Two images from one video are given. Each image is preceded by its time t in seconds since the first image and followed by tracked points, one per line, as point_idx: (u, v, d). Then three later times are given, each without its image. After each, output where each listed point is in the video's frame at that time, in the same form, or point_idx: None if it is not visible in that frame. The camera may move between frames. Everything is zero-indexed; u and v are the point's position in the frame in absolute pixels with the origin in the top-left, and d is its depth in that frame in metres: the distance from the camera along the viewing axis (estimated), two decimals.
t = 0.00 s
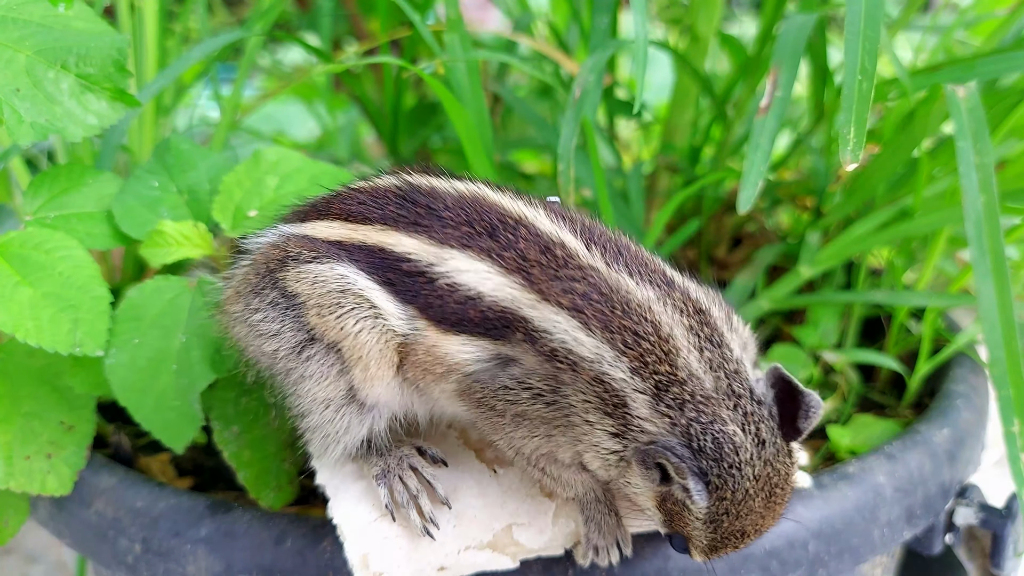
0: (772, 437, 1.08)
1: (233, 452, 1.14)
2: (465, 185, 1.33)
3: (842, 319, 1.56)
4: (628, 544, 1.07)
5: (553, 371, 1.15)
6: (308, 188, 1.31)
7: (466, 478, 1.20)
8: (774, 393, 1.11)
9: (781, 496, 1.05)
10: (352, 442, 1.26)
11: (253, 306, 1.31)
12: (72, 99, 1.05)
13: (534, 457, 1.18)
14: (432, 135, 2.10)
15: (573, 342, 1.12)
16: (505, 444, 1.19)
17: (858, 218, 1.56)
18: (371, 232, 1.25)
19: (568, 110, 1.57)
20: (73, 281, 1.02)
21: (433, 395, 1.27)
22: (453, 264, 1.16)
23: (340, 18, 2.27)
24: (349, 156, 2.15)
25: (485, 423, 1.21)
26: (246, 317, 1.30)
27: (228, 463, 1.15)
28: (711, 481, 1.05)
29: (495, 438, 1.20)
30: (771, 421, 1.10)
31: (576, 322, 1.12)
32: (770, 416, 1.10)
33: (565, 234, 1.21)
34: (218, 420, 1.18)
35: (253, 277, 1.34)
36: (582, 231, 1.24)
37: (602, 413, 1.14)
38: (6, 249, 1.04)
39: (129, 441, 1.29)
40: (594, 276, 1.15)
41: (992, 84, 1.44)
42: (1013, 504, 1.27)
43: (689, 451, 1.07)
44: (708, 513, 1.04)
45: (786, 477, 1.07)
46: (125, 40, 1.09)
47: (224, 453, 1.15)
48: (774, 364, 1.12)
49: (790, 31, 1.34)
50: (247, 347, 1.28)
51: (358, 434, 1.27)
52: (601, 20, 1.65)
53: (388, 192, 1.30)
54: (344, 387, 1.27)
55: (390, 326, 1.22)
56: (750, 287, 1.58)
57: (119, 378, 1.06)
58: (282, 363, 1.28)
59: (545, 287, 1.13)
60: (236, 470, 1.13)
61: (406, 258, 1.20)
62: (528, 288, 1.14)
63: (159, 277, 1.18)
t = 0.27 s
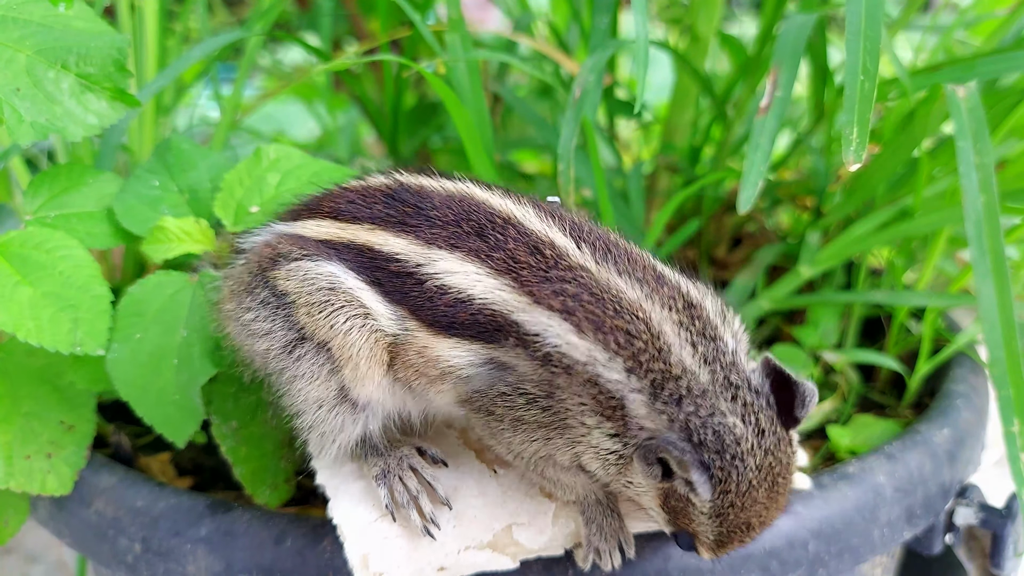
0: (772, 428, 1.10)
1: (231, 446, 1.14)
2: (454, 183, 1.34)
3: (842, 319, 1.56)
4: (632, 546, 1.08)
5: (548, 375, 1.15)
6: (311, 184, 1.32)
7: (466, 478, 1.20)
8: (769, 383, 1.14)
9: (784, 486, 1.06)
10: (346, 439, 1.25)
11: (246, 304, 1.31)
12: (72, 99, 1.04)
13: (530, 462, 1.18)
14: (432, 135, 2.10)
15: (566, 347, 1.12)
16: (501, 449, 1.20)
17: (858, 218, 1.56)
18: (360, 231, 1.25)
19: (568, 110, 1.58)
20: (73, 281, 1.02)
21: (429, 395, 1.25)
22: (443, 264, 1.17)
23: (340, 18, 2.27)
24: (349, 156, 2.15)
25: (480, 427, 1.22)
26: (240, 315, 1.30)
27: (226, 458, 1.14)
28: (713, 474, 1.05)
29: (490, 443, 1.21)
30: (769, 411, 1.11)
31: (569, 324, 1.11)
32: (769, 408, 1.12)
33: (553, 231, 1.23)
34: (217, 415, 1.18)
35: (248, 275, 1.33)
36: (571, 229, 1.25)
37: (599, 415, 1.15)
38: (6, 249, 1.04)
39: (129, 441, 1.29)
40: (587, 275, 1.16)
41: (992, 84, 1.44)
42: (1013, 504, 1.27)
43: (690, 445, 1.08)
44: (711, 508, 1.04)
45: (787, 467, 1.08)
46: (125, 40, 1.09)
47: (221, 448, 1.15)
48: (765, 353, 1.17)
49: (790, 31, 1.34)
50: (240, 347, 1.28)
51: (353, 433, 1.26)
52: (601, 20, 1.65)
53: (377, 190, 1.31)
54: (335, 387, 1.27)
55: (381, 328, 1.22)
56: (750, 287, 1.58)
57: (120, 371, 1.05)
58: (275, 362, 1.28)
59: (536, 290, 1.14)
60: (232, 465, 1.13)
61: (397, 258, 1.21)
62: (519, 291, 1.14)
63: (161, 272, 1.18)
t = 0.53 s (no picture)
0: (809, 413, 1.14)
1: (229, 451, 1.13)
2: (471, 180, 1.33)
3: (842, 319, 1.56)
4: (634, 549, 1.07)
5: (587, 349, 1.16)
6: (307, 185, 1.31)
7: (468, 480, 1.19)
8: (803, 374, 1.19)
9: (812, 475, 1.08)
10: (353, 440, 1.28)
11: (257, 302, 1.31)
12: (71, 99, 1.04)
13: (556, 444, 1.19)
14: (432, 135, 2.10)
15: (609, 318, 1.13)
16: (526, 433, 1.19)
17: (858, 218, 1.56)
18: (379, 231, 1.23)
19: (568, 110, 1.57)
20: (72, 281, 1.02)
21: (449, 392, 1.28)
22: (473, 255, 1.18)
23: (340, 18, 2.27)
24: (349, 156, 2.15)
25: (508, 413, 1.21)
26: (249, 314, 1.31)
27: (223, 461, 1.14)
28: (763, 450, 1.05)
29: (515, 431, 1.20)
30: (806, 399, 1.15)
31: (610, 297, 1.13)
32: (805, 393, 1.16)
33: (580, 217, 1.23)
34: (215, 419, 1.16)
35: (258, 273, 1.34)
36: (597, 216, 1.25)
37: (641, 383, 1.15)
38: (5, 249, 1.04)
39: (129, 441, 1.29)
40: (620, 257, 1.17)
41: (992, 84, 1.44)
42: (1013, 504, 1.27)
43: (735, 419, 1.08)
44: (750, 491, 1.05)
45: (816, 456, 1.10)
46: (125, 40, 1.09)
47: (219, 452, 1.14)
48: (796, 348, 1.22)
49: (790, 31, 1.34)
50: (251, 343, 1.29)
51: (359, 433, 1.30)
52: (601, 20, 1.64)
53: (398, 191, 1.29)
54: (349, 385, 1.30)
55: (403, 324, 1.24)
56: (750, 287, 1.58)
57: (118, 378, 1.06)
58: (286, 363, 1.30)
59: (572, 271, 1.15)
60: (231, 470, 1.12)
61: (422, 256, 1.20)
62: (554, 273, 1.15)
63: (156, 275, 1.18)
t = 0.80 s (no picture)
0: (795, 378, 1.15)
1: (232, 449, 1.13)
2: (461, 173, 1.35)
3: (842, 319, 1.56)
4: (637, 546, 1.08)
5: (573, 334, 1.20)
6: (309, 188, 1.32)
7: (467, 479, 1.19)
8: (792, 341, 1.22)
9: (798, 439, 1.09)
10: (348, 438, 1.26)
11: (248, 305, 1.30)
12: (72, 99, 1.04)
13: (552, 437, 1.21)
14: (432, 135, 2.10)
15: (596, 302, 1.18)
16: (519, 424, 1.21)
17: (858, 218, 1.56)
18: (365, 226, 1.26)
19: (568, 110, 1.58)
20: (73, 281, 1.02)
21: (440, 389, 1.28)
22: (459, 248, 1.19)
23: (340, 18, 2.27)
24: (349, 157, 2.15)
25: (499, 411, 1.23)
26: (241, 316, 1.30)
27: (226, 460, 1.14)
28: (746, 409, 1.09)
29: (507, 426, 1.22)
30: (792, 365, 1.17)
31: (597, 281, 1.17)
32: (792, 361, 1.18)
33: (564, 206, 1.26)
34: (217, 418, 1.17)
35: (249, 275, 1.33)
36: (583, 205, 1.30)
37: (627, 362, 1.19)
38: (6, 249, 1.04)
39: (130, 441, 1.29)
40: (603, 240, 1.21)
41: (992, 84, 1.44)
42: (1013, 504, 1.27)
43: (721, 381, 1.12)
44: (732, 450, 1.08)
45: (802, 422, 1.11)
46: (125, 40, 1.09)
47: (222, 450, 1.14)
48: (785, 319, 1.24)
49: (790, 31, 1.34)
50: (243, 346, 1.27)
51: (356, 430, 1.27)
52: (601, 20, 1.65)
53: (386, 184, 1.31)
54: (341, 383, 1.28)
55: (390, 321, 1.24)
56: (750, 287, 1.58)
57: (119, 375, 1.06)
58: (279, 364, 1.28)
59: (557, 257, 1.18)
60: (232, 467, 1.13)
61: (409, 248, 1.21)
62: (541, 262, 1.18)
63: (160, 273, 1.18)
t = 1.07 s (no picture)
0: (792, 391, 1.10)
1: (231, 447, 1.13)
2: (466, 175, 1.35)
3: (842, 319, 1.56)
4: (637, 546, 1.08)
5: (573, 341, 1.18)
6: (308, 186, 1.31)
7: (467, 479, 1.19)
8: (790, 353, 1.17)
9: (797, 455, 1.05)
10: (348, 443, 1.27)
11: (252, 306, 1.30)
12: (71, 99, 1.04)
13: (549, 443, 1.21)
14: (432, 135, 2.10)
15: (595, 311, 1.16)
16: (517, 430, 1.21)
17: (858, 218, 1.56)
18: (368, 228, 1.25)
19: (568, 110, 1.57)
20: (73, 281, 1.02)
21: (439, 394, 1.28)
22: (463, 251, 1.19)
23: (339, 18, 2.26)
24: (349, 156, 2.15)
25: (497, 415, 1.23)
26: (244, 318, 1.30)
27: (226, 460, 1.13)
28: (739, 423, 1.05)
29: (505, 430, 1.22)
30: (790, 378, 1.12)
31: (597, 289, 1.16)
32: (790, 373, 1.14)
33: (569, 211, 1.26)
34: (217, 416, 1.17)
35: (252, 277, 1.33)
36: (588, 210, 1.29)
37: (624, 371, 1.18)
38: (6, 249, 1.04)
39: (129, 441, 1.29)
40: (605, 247, 1.20)
41: (992, 84, 1.44)
42: (1013, 504, 1.27)
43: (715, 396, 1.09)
44: (727, 466, 1.05)
45: (802, 438, 1.07)
46: (125, 40, 1.08)
47: (221, 449, 1.14)
48: (785, 330, 1.20)
49: (790, 31, 1.34)
50: (245, 347, 1.27)
51: (356, 433, 1.28)
52: (601, 20, 1.64)
53: (389, 186, 1.31)
54: (343, 386, 1.28)
55: (392, 327, 1.24)
56: (750, 287, 1.58)
57: (120, 376, 1.06)
58: (280, 365, 1.28)
59: (560, 264, 1.18)
60: (232, 467, 1.12)
61: (412, 252, 1.21)
62: (543, 267, 1.18)
63: (159, 274, 1.18)
